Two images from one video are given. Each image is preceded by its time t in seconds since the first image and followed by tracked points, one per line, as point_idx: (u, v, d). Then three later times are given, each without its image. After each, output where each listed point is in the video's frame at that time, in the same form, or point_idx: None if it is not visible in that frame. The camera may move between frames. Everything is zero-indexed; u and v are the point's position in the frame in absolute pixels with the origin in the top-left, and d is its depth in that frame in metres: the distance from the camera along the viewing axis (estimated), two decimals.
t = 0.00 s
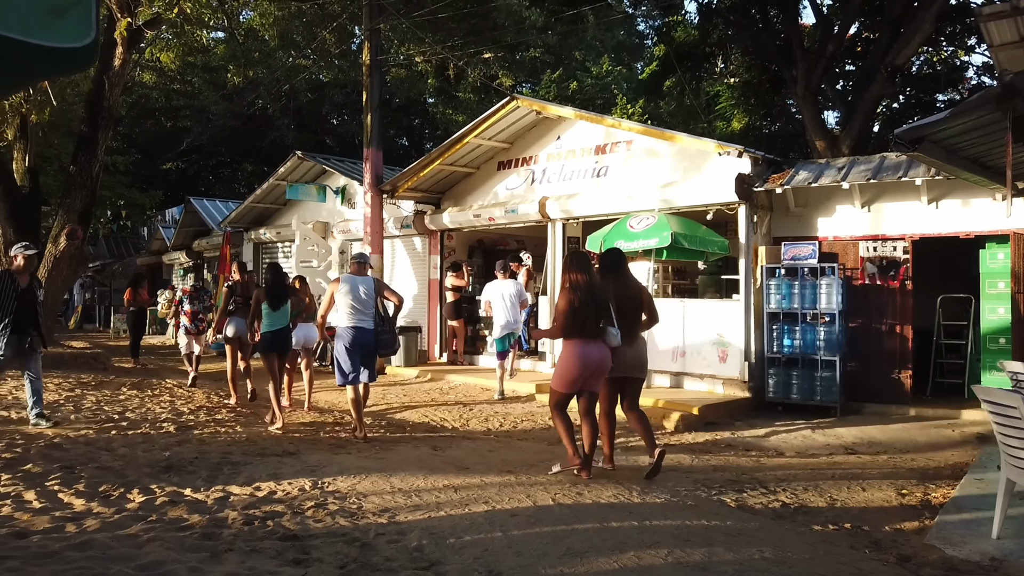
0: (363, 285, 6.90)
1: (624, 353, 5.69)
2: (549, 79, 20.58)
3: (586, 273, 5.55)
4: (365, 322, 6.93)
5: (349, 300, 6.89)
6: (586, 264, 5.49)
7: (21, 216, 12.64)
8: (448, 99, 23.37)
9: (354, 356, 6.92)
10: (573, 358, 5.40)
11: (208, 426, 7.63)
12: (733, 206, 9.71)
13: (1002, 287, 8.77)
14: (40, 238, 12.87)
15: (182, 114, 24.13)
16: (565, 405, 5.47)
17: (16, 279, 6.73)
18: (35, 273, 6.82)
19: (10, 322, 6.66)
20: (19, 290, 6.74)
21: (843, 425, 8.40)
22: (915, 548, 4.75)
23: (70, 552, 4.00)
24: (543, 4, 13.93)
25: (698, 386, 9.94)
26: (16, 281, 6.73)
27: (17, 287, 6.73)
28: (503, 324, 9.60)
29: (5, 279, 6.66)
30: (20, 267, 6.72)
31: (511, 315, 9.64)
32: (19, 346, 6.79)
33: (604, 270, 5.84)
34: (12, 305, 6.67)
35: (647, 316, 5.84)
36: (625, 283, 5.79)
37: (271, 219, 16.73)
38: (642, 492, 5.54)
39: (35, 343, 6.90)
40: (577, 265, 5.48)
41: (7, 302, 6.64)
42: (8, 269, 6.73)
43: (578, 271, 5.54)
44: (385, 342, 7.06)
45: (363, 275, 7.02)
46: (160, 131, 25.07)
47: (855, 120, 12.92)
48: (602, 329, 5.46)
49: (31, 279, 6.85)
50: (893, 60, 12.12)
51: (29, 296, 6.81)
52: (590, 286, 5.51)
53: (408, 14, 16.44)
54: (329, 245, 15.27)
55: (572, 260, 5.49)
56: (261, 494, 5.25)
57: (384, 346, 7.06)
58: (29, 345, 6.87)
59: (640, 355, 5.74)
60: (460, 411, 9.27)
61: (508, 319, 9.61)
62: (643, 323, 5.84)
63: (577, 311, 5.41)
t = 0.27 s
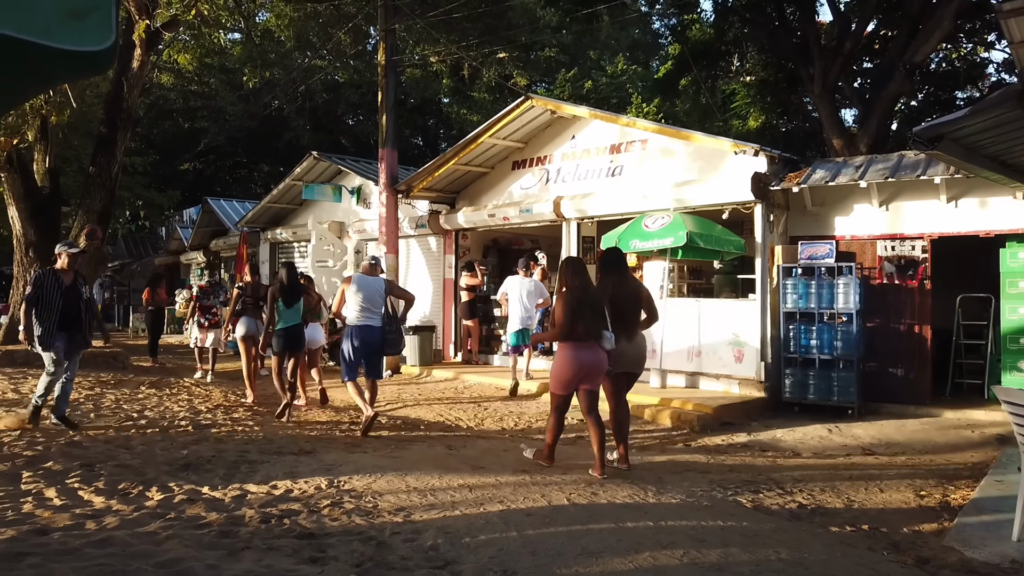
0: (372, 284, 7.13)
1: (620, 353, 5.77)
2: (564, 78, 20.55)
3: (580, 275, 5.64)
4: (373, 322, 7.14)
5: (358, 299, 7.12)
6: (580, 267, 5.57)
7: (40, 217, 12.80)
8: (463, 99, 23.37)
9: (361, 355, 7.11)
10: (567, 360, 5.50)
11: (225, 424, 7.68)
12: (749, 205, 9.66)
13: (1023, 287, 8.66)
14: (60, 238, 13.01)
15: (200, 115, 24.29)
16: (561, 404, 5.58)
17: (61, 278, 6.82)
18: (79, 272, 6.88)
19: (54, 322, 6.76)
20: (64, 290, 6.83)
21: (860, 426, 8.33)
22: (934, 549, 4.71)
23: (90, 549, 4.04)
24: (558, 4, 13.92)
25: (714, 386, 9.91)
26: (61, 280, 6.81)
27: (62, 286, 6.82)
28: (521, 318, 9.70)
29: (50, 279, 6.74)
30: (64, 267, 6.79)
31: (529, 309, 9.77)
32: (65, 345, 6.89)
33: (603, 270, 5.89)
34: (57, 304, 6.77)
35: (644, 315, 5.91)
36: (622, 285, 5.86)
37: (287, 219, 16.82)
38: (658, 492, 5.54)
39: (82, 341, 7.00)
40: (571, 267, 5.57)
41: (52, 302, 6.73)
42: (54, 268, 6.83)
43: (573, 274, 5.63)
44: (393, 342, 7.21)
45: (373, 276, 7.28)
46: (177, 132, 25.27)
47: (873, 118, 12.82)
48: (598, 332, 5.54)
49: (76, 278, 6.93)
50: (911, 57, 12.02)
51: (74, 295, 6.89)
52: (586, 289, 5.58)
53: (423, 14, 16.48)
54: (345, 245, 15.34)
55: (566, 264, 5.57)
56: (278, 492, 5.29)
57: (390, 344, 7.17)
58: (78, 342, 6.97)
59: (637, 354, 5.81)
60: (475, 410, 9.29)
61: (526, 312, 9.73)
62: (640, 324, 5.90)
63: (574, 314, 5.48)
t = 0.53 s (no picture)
0: (373, 283, 7.23)
1: (609, 353, 5.87)
2: (570, 77, 20.53)
3: (565, 277, 5.83)
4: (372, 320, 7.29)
5: (358, 297, 7.25)
6: (563, 270, 5.75)
7: (49, 217, 12.83)
8: (470, 98, 23.37)
9: (359, 351, 7.27)
10: (545, 358, 5.73)
11: (233, 423, 7.70)
12: (756, 204, 9.64)
13: None
14: (69, 238, 13.07)
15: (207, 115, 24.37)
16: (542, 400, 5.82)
17: (89, 281, 6.84)
18: (106, 274, 6.91)
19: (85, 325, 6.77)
20: (93, 292, 6.85)
21: (868, 426, 8.30)
22: (942, 549, 4.69)
23: (98, 547, 4.06)
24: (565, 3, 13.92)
25: (721, 385, 9.89)
26: (88, 283, 6.83)
27: (90, 289, 6.83)
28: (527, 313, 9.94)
29: (78, 282, 6.77)
30: (92, 269, 6.81)
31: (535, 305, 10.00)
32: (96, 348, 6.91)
33: (599, 271, 6.00)
34: (87, 307, 6.79)
35: (638, 317, 5.96)
36: (615, 286, 5.94)
37: (294, 219, 16.85)
38: (665, 492, 5.53)
39: (111, 342, 7.03)
40: (555, 269, 5.76)
41: (82, 304, 6.75)
42: (80, 272, 6.84)
43: (557, 276, 5.83)
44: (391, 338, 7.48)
45: (373, 273, 7.36)
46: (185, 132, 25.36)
47: (881, 117, 12.77)
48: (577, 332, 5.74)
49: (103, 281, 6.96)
50: (920, 55, 11.98)
51: (103, 297, 6.91)
52: (568, 291, 5.77)
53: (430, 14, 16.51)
54: (351, 244, 15.35)
55: (549, 266, 5.77)
56: (285, 491, 5.30)
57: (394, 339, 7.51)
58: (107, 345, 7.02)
59: (626, 355, 5.89)
60: (482, 409, 9.30)
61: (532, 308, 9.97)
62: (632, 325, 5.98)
63: (553, 314, 5.71)
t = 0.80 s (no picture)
0: (364, 285, 7.52)
1: (597, 349, 6.10)
2: (574, 76, 20.51)
3: (554, 276, 6.09)
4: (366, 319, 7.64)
5: (350, 299, 7.56)
6: (553, 269, 6.00)
7: (54, 216, 12.89)
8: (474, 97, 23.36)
9: (357, 351, 7.60)
10: (535, 353, 5.93)
11: (238, 422, 7.72)
12: (761, 202, 9.62)
13: None
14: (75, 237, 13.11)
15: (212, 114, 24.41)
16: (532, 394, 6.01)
17: (118, 282, 6.68)
18: (134, 275, 6.75)
19: (115, 327, 6.63)
20: (122, 293, 6.70)
21: (873, 425, 8.28)
22: (948, 549, 4.68)
23: (103, 546, 4.07)
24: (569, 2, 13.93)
25: (726, 384, 9.88)
26: (118, 284, 6.68)
27: (120, 290, 6.68)
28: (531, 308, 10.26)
29: (107, 283, 6.61)
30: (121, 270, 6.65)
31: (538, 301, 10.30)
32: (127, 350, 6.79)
33: (591, 270, 6.26)
34: (117, 309, 6.64)
35: (626, 314, 6.20)
36: (604, 285, 6.18)
37: (299, 218, 16.86)
38: (670, 491, 5.53)
39: (143, 342, 6.90)
40: (545, 268, 6.02)
41: (112, 307, 6.60)
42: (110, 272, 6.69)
43: (546, 276, 6.08)
44: (383, 334, 7.87)
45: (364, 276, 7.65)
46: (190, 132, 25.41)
47: (887, 115, 12.75)
48: (563, 327, 6.00)
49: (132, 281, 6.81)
50: (925, 53, 11.95)
51: (133, 298, 6.76)
52: (554, 288, 6.04)
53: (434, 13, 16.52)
54: (355, 244, 15.37)
55: (540, 264, 6.03)
56: (291, 490, 5.31)
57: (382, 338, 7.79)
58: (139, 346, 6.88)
59: (614, 351, 6.12)
60: (486, 408, 9.30)
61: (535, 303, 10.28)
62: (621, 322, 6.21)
63: (540, 309, 5.99)
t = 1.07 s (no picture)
0: (357, 283, 7.83)
1: (589, 350, 6.21)
2: (580, 75, 20.51)
3: (547, 278, 6.13)
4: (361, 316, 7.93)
5: (344, 296, 7.86)
6: (548, 273, 6.02)
7: (61, 216, 12.92)
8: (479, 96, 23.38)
9: (352, 347, 7.88)
10: (531, 356, 6.01)
11: (245, 421, 7.74)
12: (767, 202, 9.59)
13: None
14: (83, 237, 13.16)
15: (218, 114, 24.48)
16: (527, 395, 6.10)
17: (152, 281, 6.82)
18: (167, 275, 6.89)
19: (145, 325, 6.71)
20: (154, 292, 6.81)
21: (881, 425, 8.25)
22: (956, 549, 4.67)
23: (111, 544, 4.08)
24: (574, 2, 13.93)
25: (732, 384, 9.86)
26: (151, 283, 6.81)
27: (153, 289, 6.81)
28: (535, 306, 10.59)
29: (141, 281, 6.75)
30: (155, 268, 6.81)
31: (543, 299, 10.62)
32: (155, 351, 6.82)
33: (581, 272, 6.31)
34: (148, 307, 6.74)
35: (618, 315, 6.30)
36: (596, 286, 6.26)
37: (305, 218, 16.88)
38: (676, 491, 5.52)
39: (170, 345, 6.90)
40: (540, 272, 6.03)
41: (143, 304, 6.70)
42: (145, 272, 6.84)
43: (539, 279, 6.11)
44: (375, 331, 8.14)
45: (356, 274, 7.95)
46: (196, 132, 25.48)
47: (894, 114, 12.71)
48: (556, 329, 6.06)
49: (165, 283, 6.94)
50: (932, 51, 11.91)
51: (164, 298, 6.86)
52: (549, 290, 6.08)
53: (439, 13, 16.54)
54: (361, 243, 15.40)
55: (534, 268, 6.04)
56: (297, 489, 5.32)
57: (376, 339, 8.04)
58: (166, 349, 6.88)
59: (607, 352, 6.23)
60: (492, 408, 9.31)
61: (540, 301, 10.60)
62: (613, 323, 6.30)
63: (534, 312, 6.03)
